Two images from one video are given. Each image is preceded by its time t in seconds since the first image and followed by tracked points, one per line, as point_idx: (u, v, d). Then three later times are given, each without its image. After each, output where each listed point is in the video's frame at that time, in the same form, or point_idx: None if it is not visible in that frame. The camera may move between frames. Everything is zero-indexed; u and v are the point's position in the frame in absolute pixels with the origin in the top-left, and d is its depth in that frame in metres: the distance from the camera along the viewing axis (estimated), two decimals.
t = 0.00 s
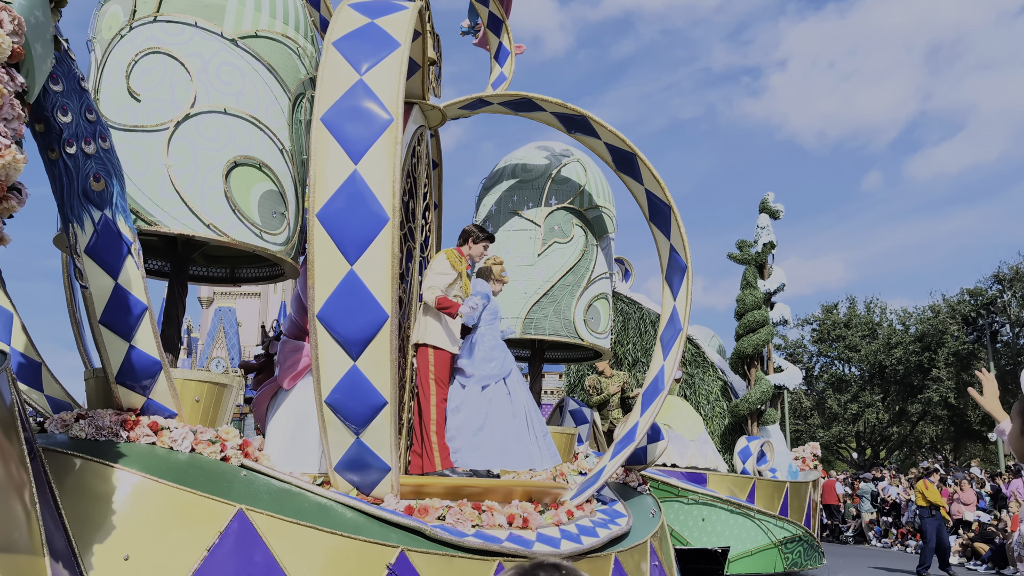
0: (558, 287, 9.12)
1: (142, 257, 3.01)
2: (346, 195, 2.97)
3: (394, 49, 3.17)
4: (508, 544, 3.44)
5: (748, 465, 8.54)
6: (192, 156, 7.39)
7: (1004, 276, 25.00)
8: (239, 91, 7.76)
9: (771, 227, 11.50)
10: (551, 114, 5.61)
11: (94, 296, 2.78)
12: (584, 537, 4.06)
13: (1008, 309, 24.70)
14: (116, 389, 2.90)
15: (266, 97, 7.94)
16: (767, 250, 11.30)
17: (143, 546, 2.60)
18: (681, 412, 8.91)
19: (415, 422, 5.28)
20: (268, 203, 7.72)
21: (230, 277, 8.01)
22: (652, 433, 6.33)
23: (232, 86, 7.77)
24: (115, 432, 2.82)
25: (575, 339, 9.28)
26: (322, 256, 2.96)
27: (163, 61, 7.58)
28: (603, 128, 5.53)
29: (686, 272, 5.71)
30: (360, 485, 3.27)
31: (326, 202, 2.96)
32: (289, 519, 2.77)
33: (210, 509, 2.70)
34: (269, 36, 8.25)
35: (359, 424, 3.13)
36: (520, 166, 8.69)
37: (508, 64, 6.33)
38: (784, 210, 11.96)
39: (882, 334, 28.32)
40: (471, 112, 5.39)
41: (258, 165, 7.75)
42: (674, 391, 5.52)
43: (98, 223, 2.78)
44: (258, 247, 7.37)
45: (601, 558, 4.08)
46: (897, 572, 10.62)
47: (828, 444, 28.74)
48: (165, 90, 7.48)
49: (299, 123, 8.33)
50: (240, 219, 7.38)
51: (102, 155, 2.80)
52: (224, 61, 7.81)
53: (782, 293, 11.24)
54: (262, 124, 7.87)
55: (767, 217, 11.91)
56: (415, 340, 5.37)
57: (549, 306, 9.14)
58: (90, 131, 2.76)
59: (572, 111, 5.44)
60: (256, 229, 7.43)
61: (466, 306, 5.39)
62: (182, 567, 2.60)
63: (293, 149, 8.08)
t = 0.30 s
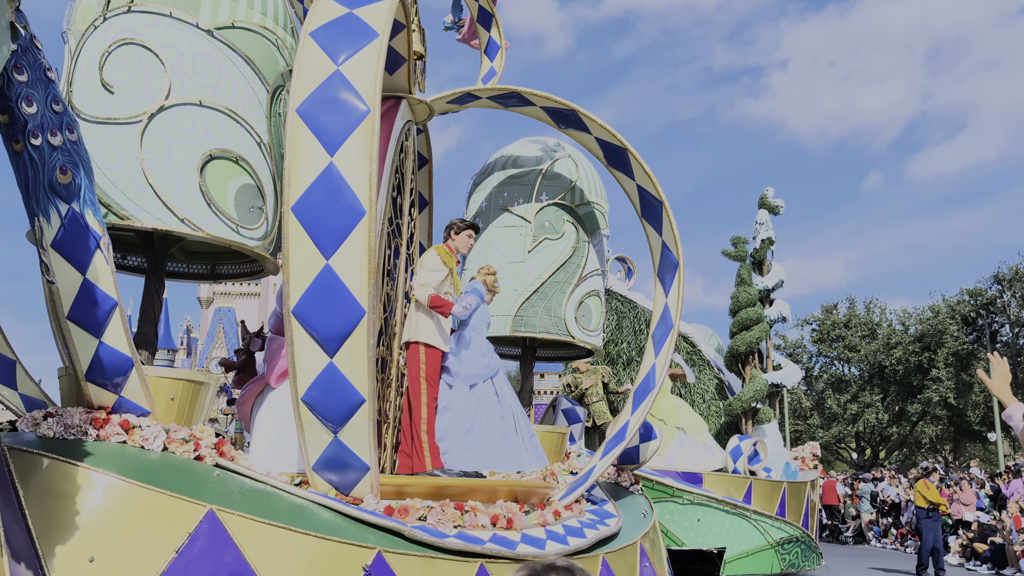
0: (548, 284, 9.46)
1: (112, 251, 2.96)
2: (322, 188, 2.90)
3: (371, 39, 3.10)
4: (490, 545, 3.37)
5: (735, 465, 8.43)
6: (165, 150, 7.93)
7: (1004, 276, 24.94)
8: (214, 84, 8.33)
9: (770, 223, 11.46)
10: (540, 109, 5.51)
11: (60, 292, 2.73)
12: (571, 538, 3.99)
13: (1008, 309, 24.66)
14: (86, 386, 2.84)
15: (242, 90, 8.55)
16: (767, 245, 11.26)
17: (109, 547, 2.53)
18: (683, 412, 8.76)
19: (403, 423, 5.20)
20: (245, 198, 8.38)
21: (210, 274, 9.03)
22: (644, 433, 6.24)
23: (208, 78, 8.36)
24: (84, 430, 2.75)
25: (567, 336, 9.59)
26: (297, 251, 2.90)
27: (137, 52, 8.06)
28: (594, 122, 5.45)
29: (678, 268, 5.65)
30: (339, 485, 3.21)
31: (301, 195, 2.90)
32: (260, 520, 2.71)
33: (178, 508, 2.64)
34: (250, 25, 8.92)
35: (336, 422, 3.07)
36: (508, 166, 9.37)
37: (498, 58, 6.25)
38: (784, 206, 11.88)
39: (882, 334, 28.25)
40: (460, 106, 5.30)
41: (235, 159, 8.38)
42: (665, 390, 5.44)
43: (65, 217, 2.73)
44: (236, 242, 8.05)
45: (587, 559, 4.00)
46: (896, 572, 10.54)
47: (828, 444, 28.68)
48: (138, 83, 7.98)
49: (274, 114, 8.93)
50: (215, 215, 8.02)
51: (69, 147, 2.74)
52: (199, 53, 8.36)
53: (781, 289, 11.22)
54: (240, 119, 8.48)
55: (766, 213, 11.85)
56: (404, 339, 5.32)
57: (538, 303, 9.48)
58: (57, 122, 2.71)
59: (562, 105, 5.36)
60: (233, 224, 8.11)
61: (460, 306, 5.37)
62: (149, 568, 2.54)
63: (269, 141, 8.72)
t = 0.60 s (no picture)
0: (539, 280, 9.85)
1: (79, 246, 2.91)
2: (297, 180, 2.84)
3: (349, 29, 3.03)
4: (473, 546, 3.30)
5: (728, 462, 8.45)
6: (140, 142, 8.04)
7: (1004, 276, 24.87)
8: (190, 75, 8.43)
9: (768, 219, 11.37)
10: (531, 103, 5.38)
11: (27, 288, 2.67)
12: (557, 538, 3.91)
13: (1008, 309, 24.61)
14: (56, 384, 2.78)
15: (219, 81, 8.64)
16: (765, 241, 11.18)
17: (75, 548, 2.47)
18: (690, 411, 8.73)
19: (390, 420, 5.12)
20: (221, 192, 8.47)
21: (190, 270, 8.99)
22: (637, 432, 6.12)
23: (183, 70, 8.43)
24: (52, 429, 2.68)
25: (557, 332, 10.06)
26: (271, 244, 2.83)
27: (110, 43, 8.17)
28: (585, 117, 5.36)
29: (670, 265, 5.55)
30: (317, 484, 3.15)
31: (276, 188, 2.83)
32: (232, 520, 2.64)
33: (147, 508, 2.57)
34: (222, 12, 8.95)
35: (314, 420, 3.00)
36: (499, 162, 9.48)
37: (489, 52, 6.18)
38: (784, 202, 11.80)
39: (882, 335, 28.21)
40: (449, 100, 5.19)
41: (210, 151, 8.45)
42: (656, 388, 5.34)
43: (31, 210, 2.67)
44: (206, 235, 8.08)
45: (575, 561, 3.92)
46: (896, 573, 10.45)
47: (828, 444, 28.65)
48: (111, 74, 8.10)
49: (251, 107, 9.00)
50: (190, 208, 8.12)
51: (35, 138, 2.68)
52: (173, 44, 8.44)
53: (779, 285, 11.18)
54: (215, 111, 8.58)
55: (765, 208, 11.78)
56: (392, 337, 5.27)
57: (530, 300, 9.88)
58: (23, 113, 2.64)
59: (552, 99, 5.24)
60: (208, 218, 8.20)
61: (450, 304, 5.29)
62: (117, 569, 2.47)
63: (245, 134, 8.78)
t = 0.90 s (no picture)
0: (529, 279, 10.00)
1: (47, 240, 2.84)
2: (271, 173, 2.78)
3: (326, 19, 2.97)
4: (454, 548, 3.23)
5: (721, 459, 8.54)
6: (113, 134, 7.87)
7: (1004, 276, 24.82)
8: (165, 67, 8.24)
9: (766, 215, 11.29)
10: (521, 97, 5.26)
11: None
12: (543, 539, 3.83)
13: (1008, 309, 24.57)
14: (24, 381, 2.71)
15: (196, 73, 8.47)
16: (762, 237, 11.16)
17: (38, 549, 2.39)
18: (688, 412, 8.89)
19: (381, 420, 5.04)
20: (197, 185, 8.33)
21: (168, 266, 9.01)
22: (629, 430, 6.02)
23: (158, 61, 8.24)
24: (19, 428, 2.60)
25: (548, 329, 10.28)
26: (244, 239, 2.76)
27: (83, 33, 7.97)
28: (575, 111, 5.23)
29: (662, 261, 5.44)
30: (294, 484, 3.09)
31: (249, 181, 2.77)
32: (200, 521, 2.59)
33: (113, 509, 2.50)
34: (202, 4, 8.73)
35: (289, 419, 2.94)
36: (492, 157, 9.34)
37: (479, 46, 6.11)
38: (783, 197, 11.73)
39: (882, 335, 28.23)
40: (438, 94, 5.09)
41: (184, 144, 8.27)
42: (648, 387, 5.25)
43: None
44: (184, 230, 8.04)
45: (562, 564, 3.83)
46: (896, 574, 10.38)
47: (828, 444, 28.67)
48: (83, 66, 7.89)
49: (228, 99, 8.88)
50: (164, 203, 7.99)
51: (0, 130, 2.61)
52: (149, 35, 8.23)
53: (777, 282, 11.09)
54: (192, 103, 8.39)
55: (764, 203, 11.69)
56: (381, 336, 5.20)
57: (521, 298, 10.06)
58: None
59: (542, 93, 5.12)
60: (183, 213, 8.11)
61: (438, 301, 5.23)
62: (84, 568, 2.41)
63: (223, 128, 8.62)
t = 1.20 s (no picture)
0: (519, 276, 10.14)
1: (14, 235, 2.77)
2: (244, 165, 2.71)
3: (301, 8, 2.91)
4: (435, 549, 3.16)
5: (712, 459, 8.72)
6: (83, 126, 7.71)
7: (1003, 276, 24.78)
8: (137, 58, 8.16)
9: (764, 211, 11.22)
10: (510, 90, 5.14)
11: None
12: (529, 540, 3.74)
13: (1008, 309, 24.52)
14: None
15: (171, 65, 8.42)
16: (761, 233, 11.04)
17: None
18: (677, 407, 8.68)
19: (372, 420, 4.94)
20: (172, 178, 8.24)
21: (146, 263, 8.76)
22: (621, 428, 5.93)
23: (130, 52, 8.15)
24: None
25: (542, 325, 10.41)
26: (216, 232, 2.70)
27: (53, 23, 7.77)
28: (565, 104, 5.09)
29: (654, 257, 5.31)
30: (271, 484, 3.03)
31: (221, 173, 2.70)
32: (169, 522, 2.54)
33: (78, 508, 2.44)
34: None
35: (263, 416, 2.87)
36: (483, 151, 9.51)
37: (470, 40, 6.04)
38: (781, 192, 11.72)
39: (882, 335, 28.23)
40: (425, 88, 5.00)
41: (159, 137, 8.19)
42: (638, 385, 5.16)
43: None
44: (160, 225, 7.83)
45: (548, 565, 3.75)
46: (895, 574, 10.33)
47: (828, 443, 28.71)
48: (54, 56, 7.70)
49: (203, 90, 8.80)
50: (137, 196, 7.83)
51: None
52: (121, 25, 8.13)
53: (773, 278, 10.92)
54: (168, 95, 8.33)
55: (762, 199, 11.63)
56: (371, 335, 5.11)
57: (511, 295, 10.19)
58: None
59: (529, 85, 5.00)
60: (157, 206, 7.94)
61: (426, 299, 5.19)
62: (48, 568, 2.33)
63: (198, 120, 8.57)
